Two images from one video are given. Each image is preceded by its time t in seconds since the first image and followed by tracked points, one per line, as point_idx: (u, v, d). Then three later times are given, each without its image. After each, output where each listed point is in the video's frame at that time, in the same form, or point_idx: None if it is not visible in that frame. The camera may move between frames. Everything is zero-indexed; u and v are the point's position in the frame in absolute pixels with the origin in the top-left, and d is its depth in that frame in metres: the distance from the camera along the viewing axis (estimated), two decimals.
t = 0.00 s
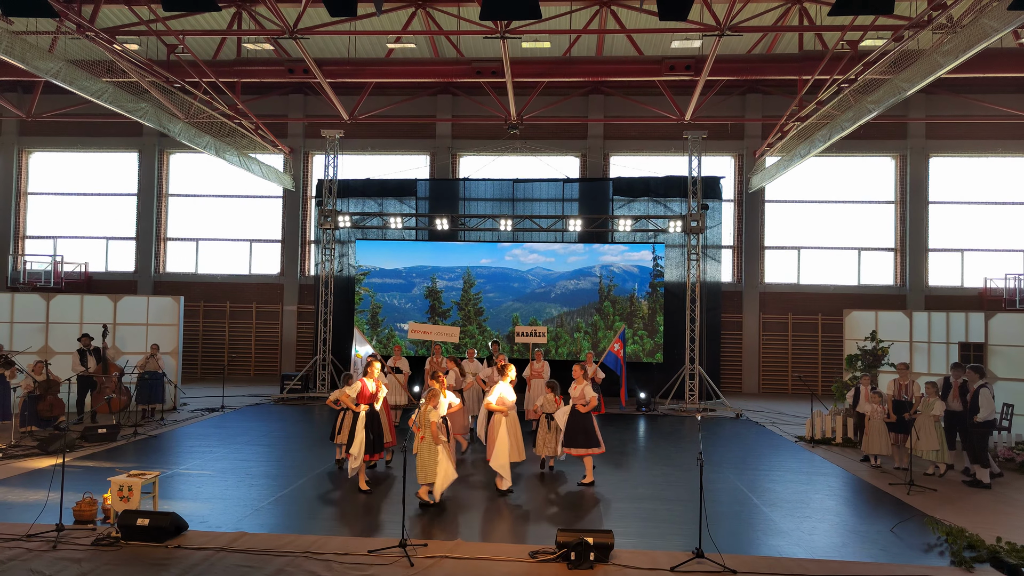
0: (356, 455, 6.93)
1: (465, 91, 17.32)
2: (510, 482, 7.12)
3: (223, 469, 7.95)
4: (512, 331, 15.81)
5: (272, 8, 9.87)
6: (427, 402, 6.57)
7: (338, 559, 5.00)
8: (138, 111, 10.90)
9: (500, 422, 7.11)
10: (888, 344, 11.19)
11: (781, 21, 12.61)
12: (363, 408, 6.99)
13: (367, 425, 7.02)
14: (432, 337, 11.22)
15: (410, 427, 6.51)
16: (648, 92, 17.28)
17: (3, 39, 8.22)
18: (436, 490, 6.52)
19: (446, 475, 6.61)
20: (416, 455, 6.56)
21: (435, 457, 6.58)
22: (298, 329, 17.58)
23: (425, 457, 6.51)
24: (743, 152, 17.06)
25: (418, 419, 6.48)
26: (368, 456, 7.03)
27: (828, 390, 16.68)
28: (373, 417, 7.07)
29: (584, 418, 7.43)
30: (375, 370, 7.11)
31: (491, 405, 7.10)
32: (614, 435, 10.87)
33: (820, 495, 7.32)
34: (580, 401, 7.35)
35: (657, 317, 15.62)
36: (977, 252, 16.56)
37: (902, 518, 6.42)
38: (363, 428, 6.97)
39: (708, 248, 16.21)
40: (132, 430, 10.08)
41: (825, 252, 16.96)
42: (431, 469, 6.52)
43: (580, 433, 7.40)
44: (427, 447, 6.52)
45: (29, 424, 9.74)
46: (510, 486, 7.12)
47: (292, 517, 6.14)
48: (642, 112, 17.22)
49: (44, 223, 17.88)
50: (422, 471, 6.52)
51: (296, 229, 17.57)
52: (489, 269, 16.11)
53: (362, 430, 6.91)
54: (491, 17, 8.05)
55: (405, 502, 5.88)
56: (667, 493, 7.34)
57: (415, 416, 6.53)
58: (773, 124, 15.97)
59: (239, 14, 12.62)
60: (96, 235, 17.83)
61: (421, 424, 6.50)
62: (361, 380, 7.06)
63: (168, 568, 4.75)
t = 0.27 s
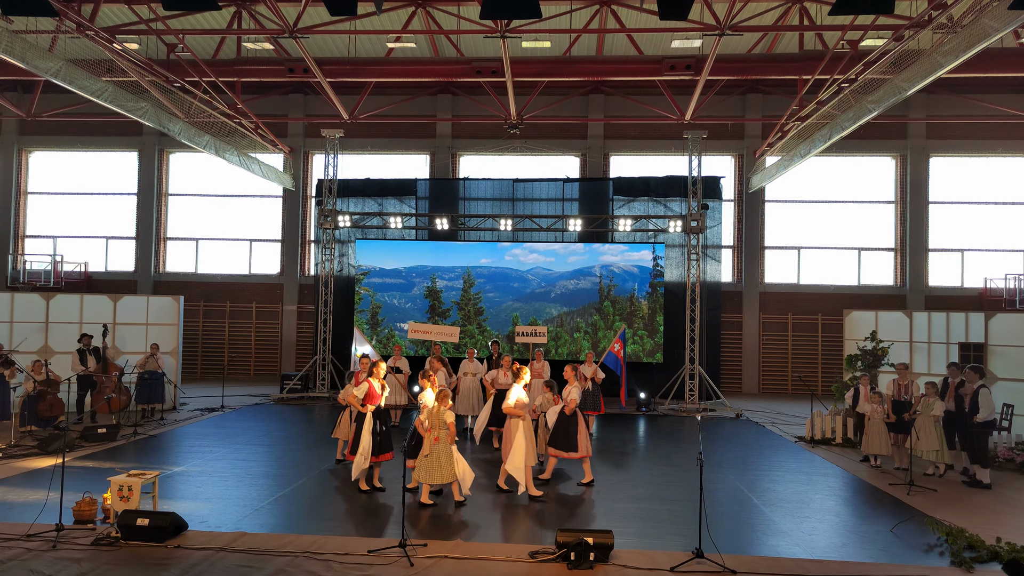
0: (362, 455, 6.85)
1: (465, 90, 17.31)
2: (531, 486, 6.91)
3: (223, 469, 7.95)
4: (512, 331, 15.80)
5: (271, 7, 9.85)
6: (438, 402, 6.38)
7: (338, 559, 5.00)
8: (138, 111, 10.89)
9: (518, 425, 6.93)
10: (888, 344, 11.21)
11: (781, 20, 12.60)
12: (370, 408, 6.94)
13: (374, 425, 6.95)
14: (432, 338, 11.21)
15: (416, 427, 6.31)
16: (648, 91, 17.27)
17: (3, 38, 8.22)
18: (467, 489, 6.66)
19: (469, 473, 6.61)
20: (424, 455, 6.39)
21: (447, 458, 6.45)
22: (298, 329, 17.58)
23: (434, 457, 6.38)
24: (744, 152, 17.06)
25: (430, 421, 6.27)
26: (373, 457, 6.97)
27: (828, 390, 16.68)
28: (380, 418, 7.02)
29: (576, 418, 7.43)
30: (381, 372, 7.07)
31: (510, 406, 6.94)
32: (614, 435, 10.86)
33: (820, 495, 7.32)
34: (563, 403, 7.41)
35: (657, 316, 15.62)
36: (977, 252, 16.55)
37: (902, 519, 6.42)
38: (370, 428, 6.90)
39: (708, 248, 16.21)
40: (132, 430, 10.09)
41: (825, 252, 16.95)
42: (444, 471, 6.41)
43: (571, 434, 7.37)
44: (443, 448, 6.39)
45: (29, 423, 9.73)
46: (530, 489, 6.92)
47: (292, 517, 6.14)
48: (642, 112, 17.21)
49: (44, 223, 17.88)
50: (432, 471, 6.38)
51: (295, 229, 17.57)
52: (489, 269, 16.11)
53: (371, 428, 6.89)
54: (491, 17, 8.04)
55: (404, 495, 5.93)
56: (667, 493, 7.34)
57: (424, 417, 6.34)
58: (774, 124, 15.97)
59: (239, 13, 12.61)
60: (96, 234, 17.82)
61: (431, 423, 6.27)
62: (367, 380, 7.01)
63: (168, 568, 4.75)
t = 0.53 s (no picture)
0: (372, 456, 6.90)
1: (465, 91, 17.33)
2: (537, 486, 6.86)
3: (223, 469, 7.96)
4: (513, 331, 15.81)
5: (272, 8, 9.85)
6: (452, 402, 6.59)
7: (338, 559, 5.00)
8: (138, 111, 10.90)
9: (539, 424, 6.99)
10: (889, 344, 11.22)
11: (781, 21, 12.61)
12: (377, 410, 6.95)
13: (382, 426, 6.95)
14: (432, 338, 11.21)
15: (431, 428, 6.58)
16: (648, 91, 17.28)
17: (3, 39, 8.22)
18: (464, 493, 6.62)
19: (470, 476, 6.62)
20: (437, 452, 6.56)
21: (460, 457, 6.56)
22: (298, 329, 17.59)
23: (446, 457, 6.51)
24: (744, 152, 17.07)
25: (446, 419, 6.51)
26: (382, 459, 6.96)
27: (828, 390, 16.68)
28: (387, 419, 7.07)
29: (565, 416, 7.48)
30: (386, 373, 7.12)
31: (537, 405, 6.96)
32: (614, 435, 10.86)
33: (820, 495, 7.32)
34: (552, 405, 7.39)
35: (657, 317, 15.62)
36: (977, 253, 16.55)
37: (902, 518, 6.43)
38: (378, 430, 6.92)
39: (709, 248, 16.21)
40: (133, 430, 10.09)
41: (826, 253, 16.96)
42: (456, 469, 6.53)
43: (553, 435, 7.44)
44: (457, 446, 6.54)
45: (29, 424, 9.74)
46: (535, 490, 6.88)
47: (291, 517, 6.14)
48: (642, 112, 17.22)
49: (44, 223, 17.88)
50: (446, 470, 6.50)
51: (296, 229, 17.58)
52: (489, 269, 16.12)
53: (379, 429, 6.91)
54: (491, 17, 8.04)
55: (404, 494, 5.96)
56: (667, 493, 7.34)
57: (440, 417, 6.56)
58: (774, 124, 15.98)
59: (240, 14, 12.61)
60: (96, 235, 17.83)
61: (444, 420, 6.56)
62: (373, 382, 7.05)
63: (168, 568, 4.75)
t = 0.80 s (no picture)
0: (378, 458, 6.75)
1: (465, 91, 17.33)
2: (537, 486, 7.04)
3: (223, 469, 7.96)
4: (513, 331, 15.81)
5: (272, 8, 9.84)
6: (460, 401, 6.59)
7: (338, 559, 5.00)
8: (138, 112, 10.90)
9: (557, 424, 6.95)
10: (889, 344, 11.23)
11: (781, 21, 12.61)
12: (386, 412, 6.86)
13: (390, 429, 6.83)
14: (432, 338, 11.20)
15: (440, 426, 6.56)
16: (648, 91, 17.28)
17: (3, 39, 8.22)
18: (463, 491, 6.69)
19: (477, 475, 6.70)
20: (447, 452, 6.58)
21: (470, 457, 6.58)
22: (298, 329, 17.59)
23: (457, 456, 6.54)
24: (744, 152, 17.07)
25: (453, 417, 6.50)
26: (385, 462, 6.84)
27: (828, 390, 16.68)
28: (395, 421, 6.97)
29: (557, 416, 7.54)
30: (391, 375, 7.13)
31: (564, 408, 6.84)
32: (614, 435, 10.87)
33: (820, 495, 7.32)
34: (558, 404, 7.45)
35: (657, 316, 15.62)
36: (977, 253, 16.55)
37: (902, 518, 6.43)
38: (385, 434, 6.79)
39: (708, 248, 16.22)
40: (133, 430, 10.09)
41: (826, 253, 16.96)
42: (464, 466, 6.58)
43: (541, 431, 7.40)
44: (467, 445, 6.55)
45: (29, 424, 9.74)
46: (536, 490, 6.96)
47: (291, 517, 6.14)
48: (642, 112, 17.22)
49: (44, 223, 17.88)
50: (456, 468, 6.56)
51: (296, 229, 17.58)
52: (489, 269, 16.12)
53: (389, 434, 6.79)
54: (491, 17, 8.04)
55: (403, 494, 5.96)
56: (667, 493, 7.34)
57: (447, 415, 6.55)
58: (774, 124, 15.98)
59: (239, 14, 12.60)
60: (96, 235, 17.83)
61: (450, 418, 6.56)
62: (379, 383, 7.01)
63: (168, 568, 4.75)
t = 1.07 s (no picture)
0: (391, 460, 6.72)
1: (465, 91, 17.33)
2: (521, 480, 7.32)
3: (223, 469, 7.95)
4: (513, 331, 15.80)
5: (272, 7, 9.82)
6: (463, 401, 6.59)
7: (338, 559, 5.00)
8: (138, 111, 10.90)
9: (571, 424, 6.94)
10: (889, 344, 11.24)
11: (781, 20, 12.60)
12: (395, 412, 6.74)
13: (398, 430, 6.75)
14: (432, 338, 11.20)
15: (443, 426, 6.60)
16: (648, 91, 17.28)
17: (3, 39, 8.21)
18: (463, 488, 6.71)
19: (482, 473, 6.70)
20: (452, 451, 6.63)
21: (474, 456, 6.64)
22: (298, 329, 17.59)
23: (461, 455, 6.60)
24: (744, 152, 17.07)
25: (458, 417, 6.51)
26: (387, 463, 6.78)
27: (828, 390, 16.68)
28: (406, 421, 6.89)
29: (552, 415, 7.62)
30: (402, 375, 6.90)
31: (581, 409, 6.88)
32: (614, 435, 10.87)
33: (820, 495, 7.32)
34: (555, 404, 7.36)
35: (657, 316, 15.62)
36: (977, 253, 16.55)
37: (902, 519, 6.42)
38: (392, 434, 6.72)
39: (708, 248, 16.21)
40: (132, 430, 10.08)
41: (826, 253, 16.96)
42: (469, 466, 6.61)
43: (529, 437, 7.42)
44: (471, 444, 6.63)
45: (29, 424, 9.73)
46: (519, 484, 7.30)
47: (291, 517, 6.14)
48: (642, 112, 17.22)
49: (44, 223, 17.88)
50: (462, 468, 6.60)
51: (296, 229, 17.57)
52: (489, 269, 16.12)
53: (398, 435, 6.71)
54: (492, 16, 8.03)
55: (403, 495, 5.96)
56: (667, 493, 7.34)
57: (451, 416, 6.56)
58: (774, 124, 15.98)
59: (240, 14, 12.59)
60: (96, 235, 17.83)
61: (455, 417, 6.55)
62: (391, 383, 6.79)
63: (168, 568, 4.75)
